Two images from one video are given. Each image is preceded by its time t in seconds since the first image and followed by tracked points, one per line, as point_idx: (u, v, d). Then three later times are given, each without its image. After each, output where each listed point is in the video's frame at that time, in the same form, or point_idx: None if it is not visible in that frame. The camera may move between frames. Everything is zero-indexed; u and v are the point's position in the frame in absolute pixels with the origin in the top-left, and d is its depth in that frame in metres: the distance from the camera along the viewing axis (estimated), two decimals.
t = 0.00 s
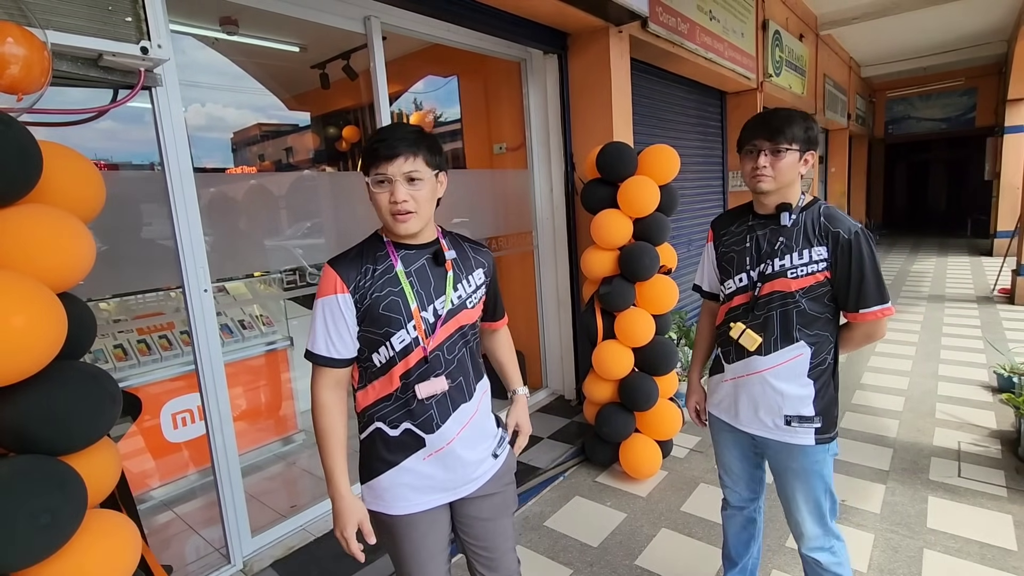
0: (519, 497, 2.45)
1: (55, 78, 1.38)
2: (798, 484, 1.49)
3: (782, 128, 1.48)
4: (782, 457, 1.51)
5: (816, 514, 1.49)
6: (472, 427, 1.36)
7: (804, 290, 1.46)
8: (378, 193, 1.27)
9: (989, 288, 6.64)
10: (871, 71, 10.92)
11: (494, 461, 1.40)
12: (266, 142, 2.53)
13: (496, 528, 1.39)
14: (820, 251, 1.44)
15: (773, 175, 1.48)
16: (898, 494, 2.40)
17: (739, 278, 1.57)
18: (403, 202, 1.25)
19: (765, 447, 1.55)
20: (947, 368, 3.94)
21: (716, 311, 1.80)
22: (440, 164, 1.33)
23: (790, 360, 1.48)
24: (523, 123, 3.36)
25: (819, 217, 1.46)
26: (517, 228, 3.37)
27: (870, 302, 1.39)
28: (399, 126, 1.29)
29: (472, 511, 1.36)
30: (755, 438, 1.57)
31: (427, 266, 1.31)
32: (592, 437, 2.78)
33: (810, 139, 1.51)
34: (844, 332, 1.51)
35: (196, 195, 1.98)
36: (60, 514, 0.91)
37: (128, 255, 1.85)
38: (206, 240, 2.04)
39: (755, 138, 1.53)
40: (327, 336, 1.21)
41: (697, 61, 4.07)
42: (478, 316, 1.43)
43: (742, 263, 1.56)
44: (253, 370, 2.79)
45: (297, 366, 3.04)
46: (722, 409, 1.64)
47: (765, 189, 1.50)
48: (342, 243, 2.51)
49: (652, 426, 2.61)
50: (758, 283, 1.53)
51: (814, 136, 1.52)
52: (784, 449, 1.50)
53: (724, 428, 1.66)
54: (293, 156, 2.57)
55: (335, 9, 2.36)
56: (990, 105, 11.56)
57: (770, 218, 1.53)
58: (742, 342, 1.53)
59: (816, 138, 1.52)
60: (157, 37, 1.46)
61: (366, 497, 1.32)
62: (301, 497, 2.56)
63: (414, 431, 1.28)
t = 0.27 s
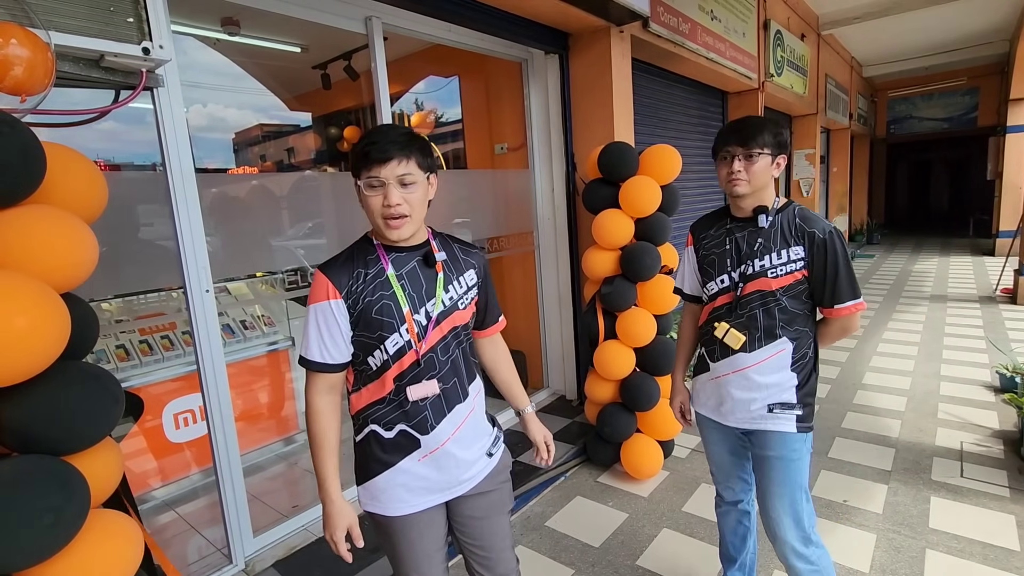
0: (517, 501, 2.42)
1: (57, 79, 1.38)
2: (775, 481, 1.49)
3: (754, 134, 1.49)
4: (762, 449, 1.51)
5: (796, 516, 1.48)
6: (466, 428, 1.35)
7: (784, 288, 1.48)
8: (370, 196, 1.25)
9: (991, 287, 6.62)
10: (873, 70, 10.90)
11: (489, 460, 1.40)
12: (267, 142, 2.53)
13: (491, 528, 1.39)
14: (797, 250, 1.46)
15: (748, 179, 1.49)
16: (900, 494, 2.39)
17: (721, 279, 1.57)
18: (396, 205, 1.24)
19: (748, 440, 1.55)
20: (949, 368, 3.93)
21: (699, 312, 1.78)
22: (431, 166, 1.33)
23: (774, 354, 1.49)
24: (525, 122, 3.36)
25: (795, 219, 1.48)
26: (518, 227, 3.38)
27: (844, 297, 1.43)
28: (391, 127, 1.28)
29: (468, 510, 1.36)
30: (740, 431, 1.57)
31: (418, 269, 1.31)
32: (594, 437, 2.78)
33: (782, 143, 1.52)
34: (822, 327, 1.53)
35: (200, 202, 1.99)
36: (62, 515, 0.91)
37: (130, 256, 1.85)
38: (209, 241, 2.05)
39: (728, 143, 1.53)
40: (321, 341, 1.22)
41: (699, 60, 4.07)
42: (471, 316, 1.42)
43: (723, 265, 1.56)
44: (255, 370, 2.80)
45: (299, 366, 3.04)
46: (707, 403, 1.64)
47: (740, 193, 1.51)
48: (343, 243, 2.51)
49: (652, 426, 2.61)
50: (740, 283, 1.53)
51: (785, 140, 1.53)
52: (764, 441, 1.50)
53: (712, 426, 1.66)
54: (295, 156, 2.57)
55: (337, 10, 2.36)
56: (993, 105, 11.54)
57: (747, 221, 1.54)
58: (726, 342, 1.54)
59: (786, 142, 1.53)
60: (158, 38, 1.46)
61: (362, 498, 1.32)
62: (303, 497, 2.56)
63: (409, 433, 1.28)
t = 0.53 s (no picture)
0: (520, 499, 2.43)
1: (60, 79, 1.38)
2: (771, 475, 1.48)
3: (730, 135, 1.49)
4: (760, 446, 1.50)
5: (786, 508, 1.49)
6: (469, 422, 1.36)
7: (771, 283, 1.48)
8: (377, 187, 1.24)
9: (994, 288, 6.61)
10: (875, 70, 10.88)
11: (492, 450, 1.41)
12: (268, 142, 2.54)
13: (495, 519, 1.39)
14: (781, 245, 1.46)
15: (727, 178, 1.50)
16: (902, 494, 2.39)
17: (709, 280, 1.58)
18: (403, 196, 1.24)
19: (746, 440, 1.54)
20: (952, 368, 3.92)
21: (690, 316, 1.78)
22: (435, 164, 1.34)
23: (770, 350, 1.49)
24: (528, 122, 3.35)
25: (775, 214, 1.49)
26: (520, 227, 3.38)
27: (830, 287, 1.42)
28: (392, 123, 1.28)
29: (475, 498, 1.37)
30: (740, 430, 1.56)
31: (417, 268, 1.30)
32: (596, 437, 2.77)
33: (758, 143, 1.52)
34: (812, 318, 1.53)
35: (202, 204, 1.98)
36: (65, 515, 0.91)
37: (132, 256, 1.85)
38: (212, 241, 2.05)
39: (705, 145, 1.53)
40: (322, 342, 1.20)
41: (700, 60, 4.07)
42: (470, 313, 1.43)
43: (710, 266, 1.57)
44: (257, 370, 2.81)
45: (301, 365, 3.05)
46: (707, 407, 1.62)
47: (720, 192, 1.51)
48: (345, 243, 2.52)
49: (654, 425, 2.61)
50: (729, 282, 1.53)
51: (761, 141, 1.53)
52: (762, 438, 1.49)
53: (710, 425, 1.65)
54: (297, 156, 2.59)
55: (338, 10, 2.37)
56: (995, 105, 11.51)
57: (729, 221, 1.54)
58: (721, 340, 1.54)
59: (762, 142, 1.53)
60: (161, 38, 1.46)
61: (369, 494, 1.32)
62: (305, 496, 2.56)
63: (416, 429, 1.28)
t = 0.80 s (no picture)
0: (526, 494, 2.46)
1: (62, 78, 1.38)
2: (762, 472, 1.49)
3: (716, 138, 1.50)
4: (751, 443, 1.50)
5: (772, 503, 1.50)
6: (481, 416, 1.36)
7: (768, 286, 1.47)
8: (401, 182, 1.24)
9: (995, 288, 6.60)
10: (876, 70, 10.87)
11: (504, 448, 1.40)
12: (269, 141, 2.54)
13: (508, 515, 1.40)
14: (775, 246, 1.46)
15: (716, 181, 1.50)
16: (903, 495, 2.39)
17: (705, 283, 1.58)
18: (426, 192, 1.24)
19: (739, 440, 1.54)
20: (953, 368, 3.92)
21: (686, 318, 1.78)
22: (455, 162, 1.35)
23: (765, 353, 1.48)
24: (529, 122, 3.34)
25: (767, 214, 1.48)
26: (521, 227, 3.38)
27: (826, 285, 1.42)
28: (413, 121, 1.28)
29: (484, 496, 1.37)
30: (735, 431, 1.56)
31: (433, 263, 1.31)
32: (597, 437, 2.77)
33: (746, 143, 1.52)
34: (810, 317, 1.52)
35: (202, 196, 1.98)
36: (67, 514, 0.91)
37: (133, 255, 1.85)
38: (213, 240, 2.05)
39: (693, 149, 1.53)
40: (339, 331, 1.20)
41: (702, 60, 4.07)
42: (484, 310, 1.42)
43: (706, 269, 1.57)
44: (258, 369, 2.81)
45: (302, 365, 3.07)
46: (706, 409, 1.62)
47: (710, 195, 1.51)
48: (346, 242, 2.52)
49: (656, 425, 2.61)
50: (724, 285, 1.53)
51: (748, 140, 1.53)
52: (754, 436, 1.49)
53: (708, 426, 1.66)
54: (298, 155, 2.62)
55: (340, 10, 2.36)
56: (996, 105, 11.50)
57: (722, 223, 1.54)
58: (719, 344, 1.54)
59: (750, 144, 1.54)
60: (163, 38, 1.47)
61: (382, 488, 1.32)
62: (306, 496, 2.56)
63: (427, 423, 1.28)
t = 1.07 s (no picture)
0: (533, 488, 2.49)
1: (62, 77, 1.38)
2: (755, 478, 1.50)
3: (724, 133, 1.49)
4: (741, 451, 1.51)
5: (767, 504, 1.51)
6: (508, 406, 1.41)
7: (757, 290, 1.46)
8: (438, 183, 1.29)
9: (994, 289, 6.60)
10: (876, 71, 10.89)
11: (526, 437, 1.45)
12: (269, 141, 2.54)
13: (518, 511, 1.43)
14: (768, 250, 1.44)
15: (720, 177, 1.48)
16: (902, 495, 2.39)
17: (698, 282, 1.58)
18: (462, 192, 1.29)
19: (728, 446, 1.55)
20: (951, 369, 3.93)
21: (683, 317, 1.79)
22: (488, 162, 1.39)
23: (753, 358, 1.48)
24: (529, 124, 3.35)
25: (764, 217, 1.47)
26: (521, 228, 3.36)
27: (818, 297, 1.41)
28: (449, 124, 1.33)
29: (501, 490, 1.40)
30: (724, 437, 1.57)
31: (467, 258, 1.36)
32: (596, 436, 2.77)
33: (753, 142, 1.52)
34: (804, 326, 1.51)
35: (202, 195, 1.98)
36: (66, 512, 0.92)
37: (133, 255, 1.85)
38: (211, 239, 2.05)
39: (699, 143, 1.53)
40: (376, 322, 1.25)
41: (702, 61, 4.07)
42: (512, 304, 1.48)
43: (699, 268, 1.57)
44: (257, 369, 2.82)
45: (301, 365, 3.11)
46: (697, 412, 1.63)
47: (712, 191, 1.50)
48: (345, 242, 2.52)
49: (654, 425, 2.62)
50: (716, 286, 1.53)
51: (755, 139, 1.53)
52: (743, 445, 1.50)
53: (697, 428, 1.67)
54: (298, 155, 2.62)
55: (341, 10, 2.36)
56: (996, 106, 11.52)
57: (719, 222, 1.53)
58: (705, 345, 1.55)
59: (758, 141, 1.53)
60: (163, 37, 1.47)
61: (408, 473, 1.35)
62: (305, 495, 2.56)
63: (461, 410, 1.33)
